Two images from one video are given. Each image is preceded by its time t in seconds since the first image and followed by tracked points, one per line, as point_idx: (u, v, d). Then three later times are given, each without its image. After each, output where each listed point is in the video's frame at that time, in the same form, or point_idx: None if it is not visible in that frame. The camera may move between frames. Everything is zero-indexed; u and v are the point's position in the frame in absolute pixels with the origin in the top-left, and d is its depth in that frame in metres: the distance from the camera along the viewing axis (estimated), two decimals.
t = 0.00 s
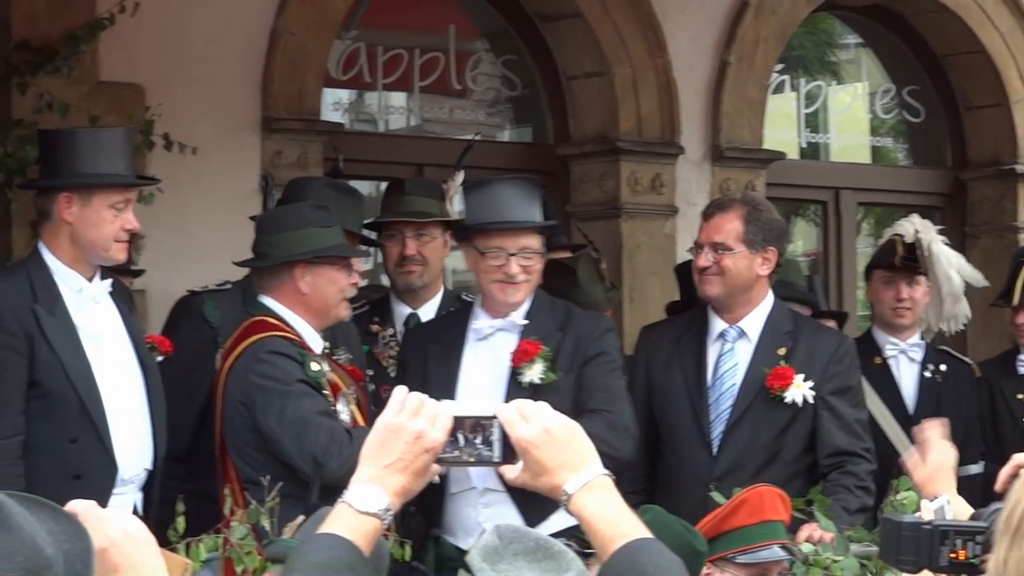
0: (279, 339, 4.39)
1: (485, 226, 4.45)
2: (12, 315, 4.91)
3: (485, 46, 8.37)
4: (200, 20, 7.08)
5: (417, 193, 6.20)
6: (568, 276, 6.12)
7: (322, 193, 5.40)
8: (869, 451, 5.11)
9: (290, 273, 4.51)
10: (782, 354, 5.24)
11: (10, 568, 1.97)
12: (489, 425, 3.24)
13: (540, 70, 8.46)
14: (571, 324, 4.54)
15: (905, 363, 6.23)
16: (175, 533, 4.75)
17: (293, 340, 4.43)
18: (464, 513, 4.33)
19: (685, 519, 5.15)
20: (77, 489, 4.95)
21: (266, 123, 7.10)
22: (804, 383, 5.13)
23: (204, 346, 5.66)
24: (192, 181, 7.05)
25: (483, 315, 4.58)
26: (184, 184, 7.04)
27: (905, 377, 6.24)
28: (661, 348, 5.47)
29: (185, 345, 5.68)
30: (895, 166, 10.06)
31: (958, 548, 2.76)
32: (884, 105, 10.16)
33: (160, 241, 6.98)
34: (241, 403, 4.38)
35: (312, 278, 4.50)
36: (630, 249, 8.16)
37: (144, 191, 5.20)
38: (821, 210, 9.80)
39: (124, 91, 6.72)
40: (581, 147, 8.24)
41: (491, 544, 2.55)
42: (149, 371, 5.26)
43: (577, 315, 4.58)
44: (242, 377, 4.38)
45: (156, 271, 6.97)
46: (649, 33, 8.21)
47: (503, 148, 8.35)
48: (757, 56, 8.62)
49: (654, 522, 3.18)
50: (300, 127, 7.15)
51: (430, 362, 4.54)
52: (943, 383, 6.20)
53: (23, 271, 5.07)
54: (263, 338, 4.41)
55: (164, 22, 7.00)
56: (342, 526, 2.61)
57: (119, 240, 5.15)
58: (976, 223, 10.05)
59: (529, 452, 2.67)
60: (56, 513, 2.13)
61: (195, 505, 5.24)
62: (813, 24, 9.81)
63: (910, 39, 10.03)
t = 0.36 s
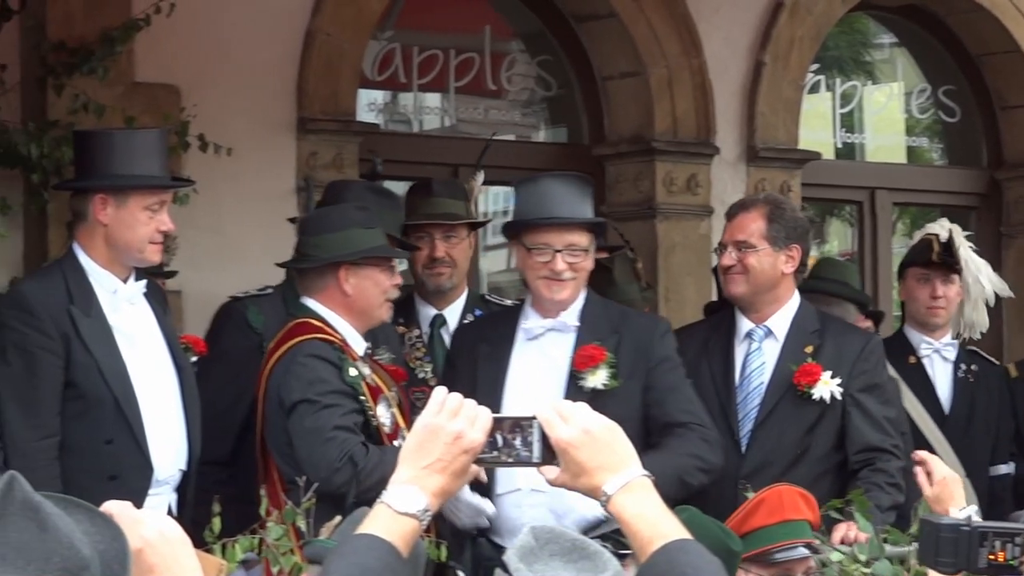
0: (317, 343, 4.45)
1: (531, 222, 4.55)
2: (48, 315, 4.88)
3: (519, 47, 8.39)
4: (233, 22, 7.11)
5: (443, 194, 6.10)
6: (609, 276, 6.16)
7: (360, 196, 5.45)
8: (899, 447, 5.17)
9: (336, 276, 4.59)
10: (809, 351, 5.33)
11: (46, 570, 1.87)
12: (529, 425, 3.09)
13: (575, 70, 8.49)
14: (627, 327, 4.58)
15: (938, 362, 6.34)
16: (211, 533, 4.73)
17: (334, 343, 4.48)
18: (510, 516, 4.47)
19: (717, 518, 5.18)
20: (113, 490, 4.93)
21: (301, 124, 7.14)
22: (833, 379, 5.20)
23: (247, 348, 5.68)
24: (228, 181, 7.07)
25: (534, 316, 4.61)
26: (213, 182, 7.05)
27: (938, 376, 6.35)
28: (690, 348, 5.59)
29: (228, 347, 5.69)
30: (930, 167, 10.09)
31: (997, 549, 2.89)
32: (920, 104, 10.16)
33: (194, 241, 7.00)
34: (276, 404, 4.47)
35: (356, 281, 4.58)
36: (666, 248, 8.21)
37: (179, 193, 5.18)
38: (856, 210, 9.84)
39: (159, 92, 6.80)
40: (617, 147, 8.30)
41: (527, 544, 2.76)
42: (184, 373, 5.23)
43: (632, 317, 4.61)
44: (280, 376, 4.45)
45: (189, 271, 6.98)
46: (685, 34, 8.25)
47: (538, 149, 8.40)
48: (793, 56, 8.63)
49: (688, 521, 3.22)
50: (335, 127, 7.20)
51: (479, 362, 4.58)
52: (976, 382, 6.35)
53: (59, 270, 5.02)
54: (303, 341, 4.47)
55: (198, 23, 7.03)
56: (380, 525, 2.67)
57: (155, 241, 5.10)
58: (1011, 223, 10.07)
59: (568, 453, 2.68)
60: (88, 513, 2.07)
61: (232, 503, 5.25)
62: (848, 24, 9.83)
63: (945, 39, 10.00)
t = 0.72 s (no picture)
0: (357, 346, 4.46)
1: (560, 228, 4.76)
2: (86, 318, 4.89)
3: (556, 50, 8.45)
4: (272, 26, 7.11)
5: (476, 198, 6.17)
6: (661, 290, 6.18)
7: (432, 206, 5.53)
8: (926, 449, 5.30)
9: (369, 282, 4.59)
10: (837, 352, 5.47)
11: (86, 573, 1.94)
12: (569, 430, 3.15)
13: (612, 74, 8.54)
14: (680, 338, 4.78)
15: (975, 364, 6.40)
16: (250, 538, 4.70)
17: (372, 347, 4.48)
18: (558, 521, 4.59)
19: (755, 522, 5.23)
20: (151, 494, 4.90)
21: (340, 128, 7.16)
22: (860, 380, 5.35)
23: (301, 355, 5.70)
24: (268, 186, 7.09)
25: (586, 321, 4.77)
26: (247, 183, 7.05)
27: (974, 377, 6.41)
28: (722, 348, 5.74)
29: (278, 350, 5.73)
30: (968, 170, 10.08)
31: None
32: (959, 107, 10.14)
33: (234, 245, 7.02)
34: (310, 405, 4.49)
35: (391, 289, 4.57)
36: (702, 250, 8.21)
37: (217, 198, 5.16)
38: (894, 213, 9.86)
39: (197, 95, 6.79)
40: (654, 151, 8.32)
41: (568, 549, 2.56)
42: (222, 378, 5.21)
43: (689, 324, 4.83)
44: (317, 375, 4.47)
45: (228, 275, 7.00)
46: (724, 38, 8.26)
47: (575, 152, 8.48)
48: (833, 58, 8.63)
49: (726, 524, 3.27)
50: (372, 130, 7.21)
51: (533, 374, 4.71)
52: (1011, 385, 6.38)
53: (96, 272, 5.04)
54: (342, 344, 4.48)
55: (237, 25, 7.02)
56: (421, 527, 2.64)
57: (191, 245, 5.08)
58: None
59: (610, 457, 2.67)
60: (133, 518, 2.16)
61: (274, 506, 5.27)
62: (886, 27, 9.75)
63: (984, 39, 9.98)
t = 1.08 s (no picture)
0: (394, 350, 4.46)
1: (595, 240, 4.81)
2: (126, 324, 4.85)
3: (597, 53, 8.51)
4: (314, 29, 7.14)
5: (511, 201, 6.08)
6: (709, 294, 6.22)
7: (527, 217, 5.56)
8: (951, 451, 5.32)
9: (412, 284, 4.59)
10: (865, 353, 5.47)
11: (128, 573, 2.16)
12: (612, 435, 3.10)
13: (651, 77, 8.58)
14: (736, 343, 4.81)
15: (1015, 368, 6.41)
16: (288, 540, 4.64)
17: (411, 351, 4.47)
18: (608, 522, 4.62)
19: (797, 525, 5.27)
20: (191, 498, 4.86)
21: (380, 131, 7.19)
22: (889, 379, 5.37)
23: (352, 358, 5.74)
24: (308, 189, 7.11)
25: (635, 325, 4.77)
26: (283, 184, 7.07)
27: (1015, 382, 6.42)
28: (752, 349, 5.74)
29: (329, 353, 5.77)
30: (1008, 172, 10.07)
31: None
32: (999, 109, 10.17)
33: (275, 248, 7.05)
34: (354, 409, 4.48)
35: (432, 295, 4.57)
36: (743, 253, 8.23)
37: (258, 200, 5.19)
38: (935, 216, 9.85)
39: (237, 99, 6.84)
40: (693, 154, 8.37)
41: (610, 552, 2.50)
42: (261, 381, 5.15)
43: (740, 330, 4.85)
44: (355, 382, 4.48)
45: (270, 279, 7.04)
46: (763, 41, 8.28)
47: (616, 155, 8.49)
48: (872, 59, 8.65)
49: (767, 527, 3.05)
50: (412, 134, 7.24)
51: (582, 375, 4.75)
52: None
53: (138, 279, 5.00)
54: (379, 350, 4.48)
55: (278, 29, 7.07)
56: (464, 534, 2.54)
57: (232, 249, 5.06)
58: None
59: (653, 462, 2.56)
60: (171, 523, 2.33)
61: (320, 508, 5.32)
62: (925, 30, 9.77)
63: None
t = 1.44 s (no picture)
0: (439, 349, 4.47)
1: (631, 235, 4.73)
2: (163, 327, 4.79)
3: (633, 55, 8.53)
4: (352, 31, 7.18)
5: (555, 206, 6.29)
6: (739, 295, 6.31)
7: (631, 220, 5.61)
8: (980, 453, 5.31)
9: (458, 286, 4.60)
10: (896, 355, 5.47)
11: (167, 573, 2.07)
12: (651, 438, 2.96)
13: (687, 79, 8.59)
14: (771, 347, 4.80)
15: None
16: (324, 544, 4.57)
17: (455, 348, 4.50)
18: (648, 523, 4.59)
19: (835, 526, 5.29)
20: (227, 499, 4.80)
21: (416, 133, 7.22)
22: (920, 382, 5.36)
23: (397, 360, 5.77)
24: (344, 190, 7.14)
25: (670, 327, 4.76)
26: (317, 184, 7.08)
27: None
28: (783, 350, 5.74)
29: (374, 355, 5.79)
30: None
31: None
32: None
33: (311, 249, 7.08)
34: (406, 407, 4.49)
35: (476, 298, 4.57)
36: (779, 255, 8.26)
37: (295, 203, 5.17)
38: (971, 217, 9.84)
39: (274, 101, 6.89)
40: (730, 156, 8.38)
41: (647, 553, 2.39)
42: (296, 383, 5.07)
43: (775, 331, 4.85)
44: (404, 385, 4.50)
45: (306, 280, 7.06)
46: (799, 41, 8.30)
47: (652, 156, 8.53)
48: (907, 62, 8.67)
49: (805, 529, 3.13)
50: (449, 135, 7.29)
51: (616, 373, 4.77)
52: None
53: (172, 280, 4.93)
54: (425, 348, 4.50)
55: (317, 30, 7.10)
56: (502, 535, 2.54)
57: (269, 250, 4.98)
58: None
59: (692, 465, 2.55)
60: (207, 522, 2.29)
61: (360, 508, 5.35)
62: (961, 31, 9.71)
63: None
